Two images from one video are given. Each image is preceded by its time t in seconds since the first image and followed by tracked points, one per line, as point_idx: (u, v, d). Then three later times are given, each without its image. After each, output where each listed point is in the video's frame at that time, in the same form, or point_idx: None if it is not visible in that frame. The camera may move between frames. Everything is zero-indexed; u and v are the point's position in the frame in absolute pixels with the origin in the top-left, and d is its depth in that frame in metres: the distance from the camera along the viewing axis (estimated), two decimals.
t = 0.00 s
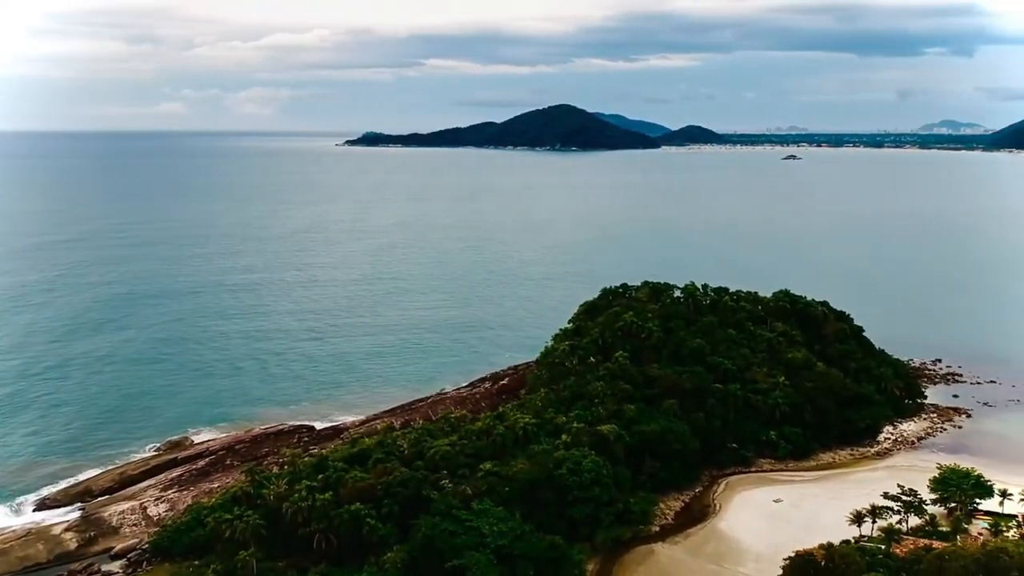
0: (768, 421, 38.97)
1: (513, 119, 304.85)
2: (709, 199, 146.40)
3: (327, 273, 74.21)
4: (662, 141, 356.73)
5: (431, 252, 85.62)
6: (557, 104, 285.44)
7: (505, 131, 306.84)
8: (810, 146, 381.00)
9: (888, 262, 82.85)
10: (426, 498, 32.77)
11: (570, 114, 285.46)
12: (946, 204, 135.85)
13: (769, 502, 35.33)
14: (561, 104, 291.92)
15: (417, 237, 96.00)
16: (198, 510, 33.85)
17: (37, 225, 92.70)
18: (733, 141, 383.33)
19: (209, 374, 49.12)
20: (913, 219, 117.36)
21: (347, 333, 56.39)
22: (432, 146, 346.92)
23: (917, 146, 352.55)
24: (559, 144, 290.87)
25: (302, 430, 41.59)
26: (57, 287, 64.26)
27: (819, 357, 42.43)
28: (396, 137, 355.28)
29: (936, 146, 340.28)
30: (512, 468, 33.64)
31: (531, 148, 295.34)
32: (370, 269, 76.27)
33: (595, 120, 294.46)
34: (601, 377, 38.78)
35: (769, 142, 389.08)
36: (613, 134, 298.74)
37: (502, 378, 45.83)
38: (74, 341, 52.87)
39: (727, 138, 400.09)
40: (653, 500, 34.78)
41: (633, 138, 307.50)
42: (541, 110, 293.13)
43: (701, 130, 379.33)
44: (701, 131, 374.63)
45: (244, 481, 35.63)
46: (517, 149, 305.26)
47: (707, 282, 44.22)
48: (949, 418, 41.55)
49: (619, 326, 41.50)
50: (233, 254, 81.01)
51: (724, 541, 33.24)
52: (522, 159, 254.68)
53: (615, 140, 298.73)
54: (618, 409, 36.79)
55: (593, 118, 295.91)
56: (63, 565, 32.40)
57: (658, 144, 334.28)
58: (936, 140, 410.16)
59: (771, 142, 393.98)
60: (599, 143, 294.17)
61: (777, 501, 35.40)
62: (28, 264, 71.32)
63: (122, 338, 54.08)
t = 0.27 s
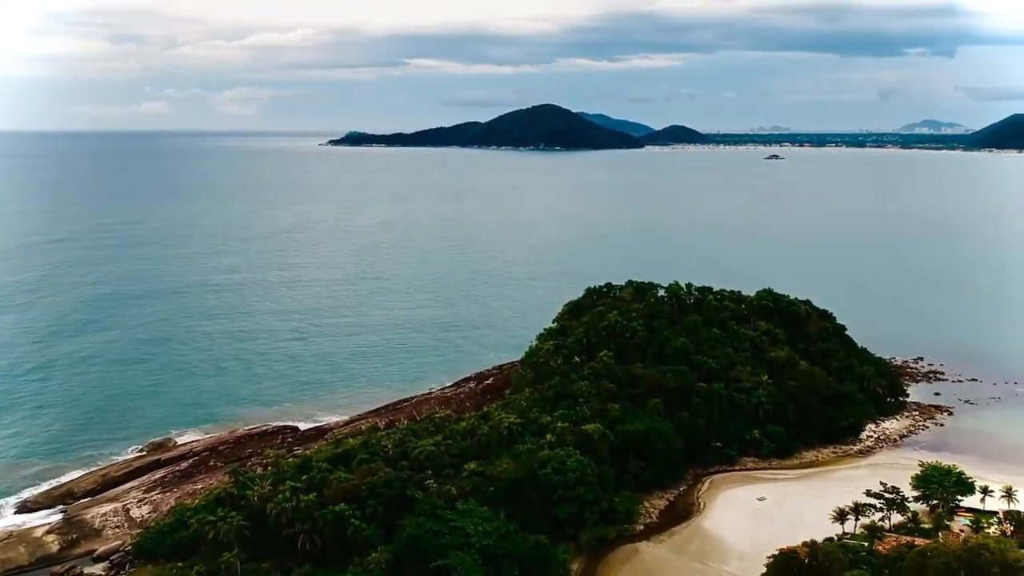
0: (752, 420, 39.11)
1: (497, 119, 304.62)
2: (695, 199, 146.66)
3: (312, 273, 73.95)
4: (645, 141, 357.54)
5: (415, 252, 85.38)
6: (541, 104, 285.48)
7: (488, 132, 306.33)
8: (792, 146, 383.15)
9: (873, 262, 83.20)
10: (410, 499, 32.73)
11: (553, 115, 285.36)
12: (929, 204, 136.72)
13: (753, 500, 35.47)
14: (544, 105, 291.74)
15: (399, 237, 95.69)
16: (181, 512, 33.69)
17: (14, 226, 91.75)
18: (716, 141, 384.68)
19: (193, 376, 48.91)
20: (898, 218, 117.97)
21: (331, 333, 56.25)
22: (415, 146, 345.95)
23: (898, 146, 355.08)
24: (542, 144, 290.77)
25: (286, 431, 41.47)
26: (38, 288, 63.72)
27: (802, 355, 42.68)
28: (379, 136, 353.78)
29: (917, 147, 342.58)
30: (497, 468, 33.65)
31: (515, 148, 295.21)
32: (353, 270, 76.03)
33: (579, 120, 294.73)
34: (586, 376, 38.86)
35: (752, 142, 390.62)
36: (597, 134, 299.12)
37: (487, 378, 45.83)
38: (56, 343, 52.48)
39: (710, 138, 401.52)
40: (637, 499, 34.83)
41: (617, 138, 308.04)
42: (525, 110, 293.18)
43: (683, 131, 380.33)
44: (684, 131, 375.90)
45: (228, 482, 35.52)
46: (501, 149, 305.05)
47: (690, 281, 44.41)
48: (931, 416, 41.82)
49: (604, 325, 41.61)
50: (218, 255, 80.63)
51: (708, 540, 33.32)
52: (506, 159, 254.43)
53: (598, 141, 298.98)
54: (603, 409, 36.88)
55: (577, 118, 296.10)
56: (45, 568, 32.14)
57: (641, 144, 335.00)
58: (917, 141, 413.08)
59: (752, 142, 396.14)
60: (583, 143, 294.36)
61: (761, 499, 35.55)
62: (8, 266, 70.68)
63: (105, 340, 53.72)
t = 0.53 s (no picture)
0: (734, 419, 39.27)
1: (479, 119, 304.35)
2: (679, 198, 146.95)
3: (295, 273, 73.69)
4: (627, 141, 358.20)
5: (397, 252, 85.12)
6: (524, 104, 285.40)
7: (471, 131, 305.76)
8: (774, 146, 385.12)
9: (856, 261, 83.59)
10: (393, 499, 32.68)
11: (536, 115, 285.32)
12: (911, 203, 137.67)
13: (735, 498, 35.62)
14: (526, 105, 291.72)
15: (380, 237, 95.36)
16: (162, 514, 33.50)
17: None
18: (698, 142, 385.99)
19: (175, 377, 48.64)
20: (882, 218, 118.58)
21: (314, 334, 56.07)
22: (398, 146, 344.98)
23: (879, 146, 357.96)
24: (524, 144, 290.64)
25: (268, 432, 41.33)
26: (17, 290, 63.11)
27: (783, 354, 42.90)
28: (361, 136, 352.42)
29: (898, 146, 345.62)
30: (480, 468, 33.65)
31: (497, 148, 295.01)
32: (334, 270, 75.72)
33: (562, 120, 294.92)
34: (569, 376, 38.91)
35: (733, 142, 392.65)
36: (580, 134, 299.44)
37: (470, 378, 45.80)
38: (35, 345, 52.03)
39: (692, 138, 403.09)
40: (620, 498, 34.90)
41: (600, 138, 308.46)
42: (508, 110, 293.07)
43: (666, 130, 381.84)
44: (667, 131, 377.08)
45: (210, 484, 35.35)
46: (483, 149, 304.71)
47: (673, 281, 44.55)
48: (911, 414, 42.12)
49: (586, 325, 41.69)
50: (200, 255, 80.20)
51: (691, 539, 33.42)
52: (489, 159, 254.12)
53: (581, 141, 299.29)
54: (586, 409, 36.95)
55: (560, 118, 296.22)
56: (24, 572, 31.87)
57: (624, 145, 335.70)
58: (897, 141, 416.07)
59: (734, 142, 398.30)
60: (565, 143, 294.38)
61: (743, 498, 35.71)
62: None
63: (86, 341, 53.30)
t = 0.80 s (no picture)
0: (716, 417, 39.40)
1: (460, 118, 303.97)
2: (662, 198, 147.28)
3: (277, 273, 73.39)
4: (609, 141, 359.13)
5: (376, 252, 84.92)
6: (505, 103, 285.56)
7: (452, 131, 305.32)
8: (754, 145, 387.16)
9: (837, 259, 84.08)
10: (375, 500, 32.61)
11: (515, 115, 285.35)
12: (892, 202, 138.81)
13: (716, 497, 35.76)
14: (506, 105, 291.77)
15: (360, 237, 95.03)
16: (142, 516, 33.27)
17: None
18: (678, 142, 388.03)
19: (155, 378, 48.32)
20: (864, 216, 119.33)
21: (296, 334, 55.88)
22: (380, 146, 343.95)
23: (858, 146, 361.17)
24: (506, 143, 290.64)
25: (249, 433, 41.16)
26: None
27: (764, 353, 43.13)
28: (341, 136, 351.10)
29: (874, 146, 349.92)
30: (462, 468, 33.63)
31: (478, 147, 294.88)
32: (315, 270, 75.43)
33: (544, 120, 295.40)
34: (551, 376, 38.97)
35: (713, 142, 394.65)
36: (561, 133, 299.95)
37: (451, 378, 45.76)
38: (13, 347, 51.46)
39: (673, 138, 404.63)
40: (602, 497, 34.96)
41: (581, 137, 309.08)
42: (489, 110, 292.97)
43: (647, 130, 383.25)
44: (647, 131, 378.77)
45: (190, 486, 35.15)
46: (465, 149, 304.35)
47: (653, 280, 44.69)
48: (890, 412, 42.44)
49: (568, 325, 41.78)
50: (182, 255, 79.71)
51: (672, 537, 33.52)
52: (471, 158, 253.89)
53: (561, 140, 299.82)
54: (568, 408, 37.02)
55: (541, 117, 296.55)
56: None
57: (605, 144, 336.44)
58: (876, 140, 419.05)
59: (714, 142, 400.69)
60: (546, 142, 294.63)
61: (724, 496, 35.87)
62: None
63: (65, 342, 52.81)
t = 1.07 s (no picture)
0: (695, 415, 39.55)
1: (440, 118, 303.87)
2: (644, 198, 147.82)
3: (257, 274, 73.02)
4: (588, 141, 360.41)
5: (355, 252, 84.72)
6: (484, 103, 285.92)
7: (431, 131, 304.96)
8: (732, 145, 389.74)
9: (816, 258, 84.73)
10: (355, 501, 32.53)
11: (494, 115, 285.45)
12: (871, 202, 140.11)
13: (696, 495, 35.90)
14: (484, 105, 291.82)
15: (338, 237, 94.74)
16: (119, 519, 33.02)
17: None
18: (657, 142, 390.14)
19: (134, 380, 47.95)
20: (843, 215, 120.31)
21: (276, 335, 55.65)
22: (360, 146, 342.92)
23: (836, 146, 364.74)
24: (485, 143, 290.92)
25: (228, 435, 40.96)
26: None
27: (742, 352, 43.37)
28: (320, 137, 349.93)
29: (851, 146, 353.27)
30: (442, 469, 33.59)
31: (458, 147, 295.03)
32: (295, 270, 75.16)
33: (524, 120, 296.00)
34: (531, 376, 39.02)
35: (692, 142, 397.26)
36: (541, 134, 300.70)
37: (431, 379, 45.71)
38: None
39: (652, 138, 406.58)
40: (582, 497, 35.01)
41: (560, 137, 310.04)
42: (468, 110, 293.14)
43: (627, 130, 385.20)
44: (627, 131, 380.67)
45: (168, 488, 34.91)
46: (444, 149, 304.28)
47: (633, 280, 44.84)
48: (867, 410, 42.79)
49: (547, 324, 41.85)
50: (162, 256, 79.13)
51: (652, 536, 33.61)
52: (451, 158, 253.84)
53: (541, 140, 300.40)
54: (548, 408, 37.06)
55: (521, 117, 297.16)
56: None
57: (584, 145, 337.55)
58: (854, 140, 422.95)
59: (693, 142, 403.42)
60: (526, 142, 295.20)
61: (703, 494, 36.02)
62: None
63: (41, 345, 52.26)
